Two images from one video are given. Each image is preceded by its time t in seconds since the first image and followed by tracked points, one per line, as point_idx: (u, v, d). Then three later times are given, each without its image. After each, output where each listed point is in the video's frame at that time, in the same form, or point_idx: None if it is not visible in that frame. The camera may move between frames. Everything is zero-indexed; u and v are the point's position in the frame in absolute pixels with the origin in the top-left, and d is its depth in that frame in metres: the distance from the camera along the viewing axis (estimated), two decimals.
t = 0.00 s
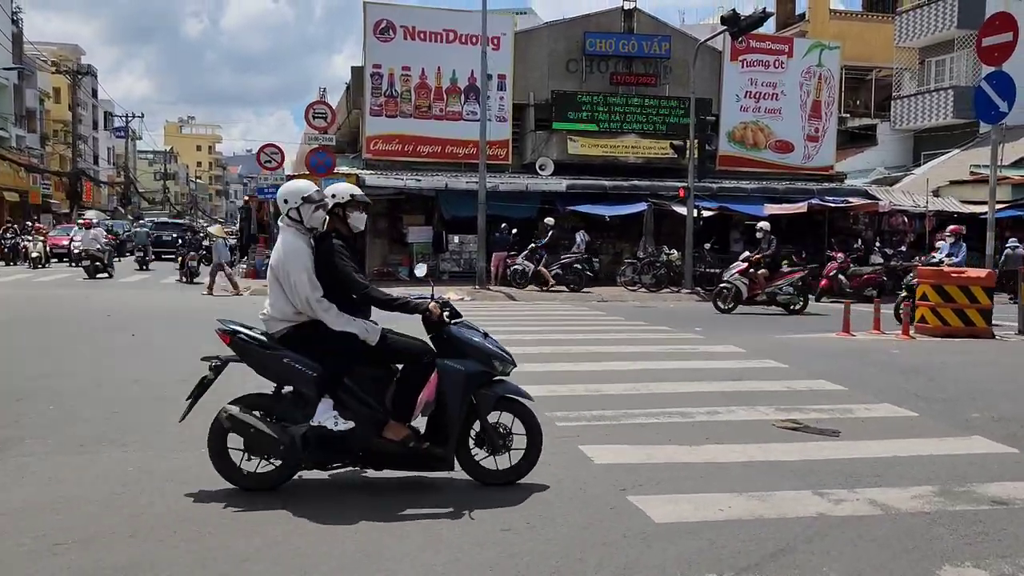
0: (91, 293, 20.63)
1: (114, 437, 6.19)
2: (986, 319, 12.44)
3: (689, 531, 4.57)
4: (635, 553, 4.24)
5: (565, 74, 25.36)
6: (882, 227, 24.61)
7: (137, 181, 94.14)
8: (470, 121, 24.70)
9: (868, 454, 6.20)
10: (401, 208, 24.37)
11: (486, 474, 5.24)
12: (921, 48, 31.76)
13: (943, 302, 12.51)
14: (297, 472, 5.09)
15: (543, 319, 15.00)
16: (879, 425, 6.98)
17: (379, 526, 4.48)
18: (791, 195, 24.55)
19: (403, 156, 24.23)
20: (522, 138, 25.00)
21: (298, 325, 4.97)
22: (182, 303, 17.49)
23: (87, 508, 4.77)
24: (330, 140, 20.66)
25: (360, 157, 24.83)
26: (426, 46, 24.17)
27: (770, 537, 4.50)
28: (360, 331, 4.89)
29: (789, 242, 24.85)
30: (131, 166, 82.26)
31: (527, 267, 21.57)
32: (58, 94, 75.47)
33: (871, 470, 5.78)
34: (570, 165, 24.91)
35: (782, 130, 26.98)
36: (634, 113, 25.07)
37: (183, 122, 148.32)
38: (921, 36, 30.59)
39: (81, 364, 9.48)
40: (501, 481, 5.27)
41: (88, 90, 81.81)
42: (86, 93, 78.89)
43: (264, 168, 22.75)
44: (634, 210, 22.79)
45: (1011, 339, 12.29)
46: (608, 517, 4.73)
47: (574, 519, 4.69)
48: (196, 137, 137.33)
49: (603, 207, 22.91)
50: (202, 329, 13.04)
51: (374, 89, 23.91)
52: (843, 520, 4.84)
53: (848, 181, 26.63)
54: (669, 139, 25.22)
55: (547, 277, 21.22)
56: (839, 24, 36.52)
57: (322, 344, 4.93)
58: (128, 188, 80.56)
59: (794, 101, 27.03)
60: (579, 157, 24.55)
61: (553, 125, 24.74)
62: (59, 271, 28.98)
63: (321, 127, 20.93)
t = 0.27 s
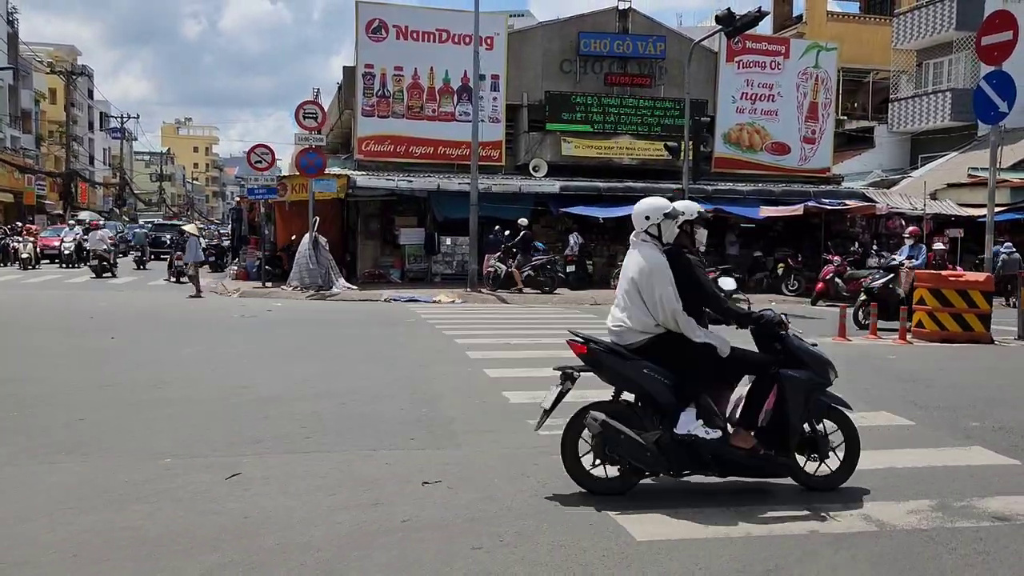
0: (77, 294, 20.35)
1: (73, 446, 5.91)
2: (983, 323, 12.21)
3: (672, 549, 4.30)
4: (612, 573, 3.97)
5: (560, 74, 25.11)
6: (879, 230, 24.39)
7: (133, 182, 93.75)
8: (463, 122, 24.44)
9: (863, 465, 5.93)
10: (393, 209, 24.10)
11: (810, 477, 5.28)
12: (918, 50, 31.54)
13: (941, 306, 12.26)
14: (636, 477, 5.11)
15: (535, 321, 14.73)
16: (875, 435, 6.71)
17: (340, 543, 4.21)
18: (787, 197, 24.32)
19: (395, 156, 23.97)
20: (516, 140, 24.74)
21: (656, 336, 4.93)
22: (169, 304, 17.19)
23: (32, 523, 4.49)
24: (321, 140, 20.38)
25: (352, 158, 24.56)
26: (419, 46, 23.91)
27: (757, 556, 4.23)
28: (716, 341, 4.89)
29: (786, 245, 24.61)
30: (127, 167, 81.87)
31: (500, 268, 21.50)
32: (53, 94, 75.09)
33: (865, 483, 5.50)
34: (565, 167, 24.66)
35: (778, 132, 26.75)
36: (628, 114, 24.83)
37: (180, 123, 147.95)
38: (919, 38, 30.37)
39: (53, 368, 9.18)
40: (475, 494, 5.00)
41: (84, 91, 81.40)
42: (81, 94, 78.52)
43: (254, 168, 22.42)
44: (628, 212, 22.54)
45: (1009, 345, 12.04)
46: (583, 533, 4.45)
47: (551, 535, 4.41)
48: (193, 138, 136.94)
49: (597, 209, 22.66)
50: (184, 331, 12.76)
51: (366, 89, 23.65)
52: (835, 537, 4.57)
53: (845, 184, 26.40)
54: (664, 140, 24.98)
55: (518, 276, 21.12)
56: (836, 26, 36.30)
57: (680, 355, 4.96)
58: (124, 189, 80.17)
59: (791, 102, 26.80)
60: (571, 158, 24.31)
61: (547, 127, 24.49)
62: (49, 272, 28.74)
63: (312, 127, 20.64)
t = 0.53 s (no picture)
0: (62, 292, 20.08)
1: (35, 452, 5.67)
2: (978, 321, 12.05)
3: (652, 561, 4.08)
4: None
5: (552, 70, 24.89)
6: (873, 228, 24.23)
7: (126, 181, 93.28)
8: (455, 119, 24.21)
9: (853, 469, 5.73)
10: (383, 207, 23.86)
11: None
12: (913, 46, 31.38)
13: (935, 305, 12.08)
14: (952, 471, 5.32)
15: (523, 320, 14.54)
16: (867, 438, 6.51)
17: (303, 556, 3.99)
18: (780, 194, 24.14)
19: (385, 153, 23.73)
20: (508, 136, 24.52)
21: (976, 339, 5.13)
22: (153, 304, 16.94)
23: None
24: (309, 137, 20.12)
25: (342, 155, 24.32)
26: (410, 41, 23.65)
27: (743, 568, 4.02)
28: None
29: (779, 242, 24.44)
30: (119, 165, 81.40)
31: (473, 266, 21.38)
32: (44, 91, 74.67)
33: (856, 489, 5.30)
34: (557, 164, 24.45)
35: (772, 128, 26.57)
36: (621, 110, 24.62)
37: (174, 121, 147.40)
38: (913, 34, 30.20)
39: (26, 370, 8.94)
40: (449, 503, 4.79)
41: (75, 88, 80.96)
42: (73, 92, 78.05)
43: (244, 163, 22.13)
44: (621, 209, 22.33)
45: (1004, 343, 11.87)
46: (560, 544, 4.24)
47: (526, 547, 4.20)
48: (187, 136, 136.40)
49: (589, 206, 22.45)
50: (166, 331, 12.52)
51: (356, 85, 23.40)
52: (823, 547, 4.36)
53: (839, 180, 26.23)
54: (657, 137, 24.78)
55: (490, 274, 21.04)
56: (831, 22, 36.12)
57: (999, 355, 5.15)
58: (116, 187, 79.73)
59: (784, 98, 26.61)
60: (563, 154, 24.12)
61: (539, 123, 24.28)
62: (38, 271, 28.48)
63: (301, 124, 20.39)
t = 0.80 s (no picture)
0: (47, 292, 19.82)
1: None
2: (974, 321, 11.83)
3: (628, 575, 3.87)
4: None
5: (545, 68, 24.66)
6: (868, 227, 24.05)
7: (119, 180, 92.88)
8: (446, 117, 23.98)
9: (845, 476, 5.51)
10: (374, 206, 23.62)
11: None
12: (908, 45, 31.20)
13: (930, 304, 11.89)
14: None
15: (513, 320, 14.31)
16: (859, 442, 6.29)
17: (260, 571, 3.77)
18: (775, 193, 23.94)
19: (376, 152, 23.49)
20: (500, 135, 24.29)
21: None
22: (137, 304, 16.67)
23: None
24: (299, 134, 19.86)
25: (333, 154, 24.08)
26: (401, 39, 23.41)
27: None
28: None
29: (773, 242, 24.24)
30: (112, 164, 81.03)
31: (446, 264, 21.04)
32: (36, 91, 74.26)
33: (845, 497, 5.08)
34: (550, 162, 24.23)
35: (767, 127, 26.37)
36: (614, 108, 24.41)
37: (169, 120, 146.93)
38: (908, 32, 30.02)
39: None
40: (419, 513, 4.57)
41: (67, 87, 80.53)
42: (65, 91, 77.67)
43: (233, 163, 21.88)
44: (614, 208, 22.12)
45: (1000, 343, 11.67)
46: (533, 558, 4.02)
47: (497, 560, 3.98)
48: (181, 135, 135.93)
49: (582, 205, 22.23)
50: (148, 332, 12.28)
51: (346, 83, 23.15)
52: (811, 560, 4.15)
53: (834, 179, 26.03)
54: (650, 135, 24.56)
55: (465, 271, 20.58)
56: (826, 20, 35.93)
57: None
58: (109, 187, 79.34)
59: (779, 96, 26.41)
60: (557, 153, 24.03)
61: (531, 121, 24.06)
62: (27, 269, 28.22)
63: (290, 122, 20.14)
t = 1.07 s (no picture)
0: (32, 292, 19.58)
1: None
2: (964, 321, 11.69)
3: None
4: None
5: (536, 66, 24.46)
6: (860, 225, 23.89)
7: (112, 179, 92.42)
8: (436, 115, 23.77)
9: (829, 483, 5.34)
10: (364, 205, 23.41)
11: None
12: (902, 43, 31.06)
13: (920, 304, 11.72)
14: None
15: (498, 319, 14.11)
16: (844, 446, 6.12)
17: None
18: (766, 192, 23.78)
19: (365, 150, 23.28)
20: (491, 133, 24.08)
21: None
22: (119, 303, 16.45)
23: None
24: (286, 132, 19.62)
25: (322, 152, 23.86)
26: (390, 36, 23.19)
27: None
28: None
29: (765, 240, 24.09)
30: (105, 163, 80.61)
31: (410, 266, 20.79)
32: (28, 89, 73.86)
33: (828, 504, 4.91)
34: (541, 160, 24.04)
35: (759, 125, 26.21)
36: (606, 106, 24.23)
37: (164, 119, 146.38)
38: (902, 30, 29.87)
39: None
40: (383, 523, 4.38)
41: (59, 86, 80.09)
42: (57, 90, 77.25)
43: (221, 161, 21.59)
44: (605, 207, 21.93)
45: (991, 343, 11.51)
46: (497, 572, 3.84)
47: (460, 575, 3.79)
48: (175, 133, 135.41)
49: (572, 204, 22.04)
50: (128, 332, 12.07)
51: (335, 80, 22.93)
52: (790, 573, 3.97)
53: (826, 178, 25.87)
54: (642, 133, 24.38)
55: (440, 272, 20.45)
56: (820, 18, 35.77)
57: None
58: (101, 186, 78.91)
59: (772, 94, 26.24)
60: (547, 151, 23.72)
61: (522, 119, 23.86)
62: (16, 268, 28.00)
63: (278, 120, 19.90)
